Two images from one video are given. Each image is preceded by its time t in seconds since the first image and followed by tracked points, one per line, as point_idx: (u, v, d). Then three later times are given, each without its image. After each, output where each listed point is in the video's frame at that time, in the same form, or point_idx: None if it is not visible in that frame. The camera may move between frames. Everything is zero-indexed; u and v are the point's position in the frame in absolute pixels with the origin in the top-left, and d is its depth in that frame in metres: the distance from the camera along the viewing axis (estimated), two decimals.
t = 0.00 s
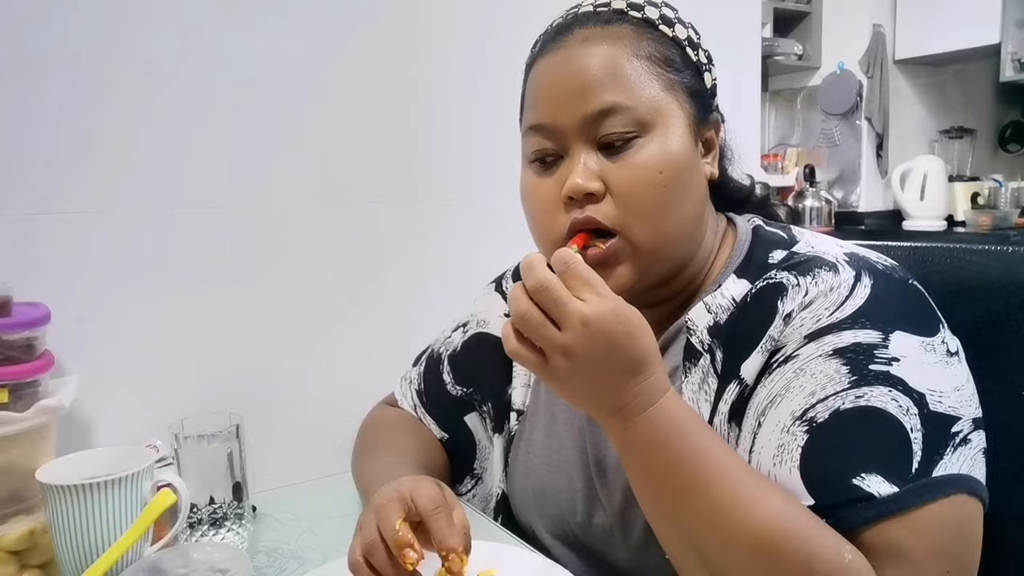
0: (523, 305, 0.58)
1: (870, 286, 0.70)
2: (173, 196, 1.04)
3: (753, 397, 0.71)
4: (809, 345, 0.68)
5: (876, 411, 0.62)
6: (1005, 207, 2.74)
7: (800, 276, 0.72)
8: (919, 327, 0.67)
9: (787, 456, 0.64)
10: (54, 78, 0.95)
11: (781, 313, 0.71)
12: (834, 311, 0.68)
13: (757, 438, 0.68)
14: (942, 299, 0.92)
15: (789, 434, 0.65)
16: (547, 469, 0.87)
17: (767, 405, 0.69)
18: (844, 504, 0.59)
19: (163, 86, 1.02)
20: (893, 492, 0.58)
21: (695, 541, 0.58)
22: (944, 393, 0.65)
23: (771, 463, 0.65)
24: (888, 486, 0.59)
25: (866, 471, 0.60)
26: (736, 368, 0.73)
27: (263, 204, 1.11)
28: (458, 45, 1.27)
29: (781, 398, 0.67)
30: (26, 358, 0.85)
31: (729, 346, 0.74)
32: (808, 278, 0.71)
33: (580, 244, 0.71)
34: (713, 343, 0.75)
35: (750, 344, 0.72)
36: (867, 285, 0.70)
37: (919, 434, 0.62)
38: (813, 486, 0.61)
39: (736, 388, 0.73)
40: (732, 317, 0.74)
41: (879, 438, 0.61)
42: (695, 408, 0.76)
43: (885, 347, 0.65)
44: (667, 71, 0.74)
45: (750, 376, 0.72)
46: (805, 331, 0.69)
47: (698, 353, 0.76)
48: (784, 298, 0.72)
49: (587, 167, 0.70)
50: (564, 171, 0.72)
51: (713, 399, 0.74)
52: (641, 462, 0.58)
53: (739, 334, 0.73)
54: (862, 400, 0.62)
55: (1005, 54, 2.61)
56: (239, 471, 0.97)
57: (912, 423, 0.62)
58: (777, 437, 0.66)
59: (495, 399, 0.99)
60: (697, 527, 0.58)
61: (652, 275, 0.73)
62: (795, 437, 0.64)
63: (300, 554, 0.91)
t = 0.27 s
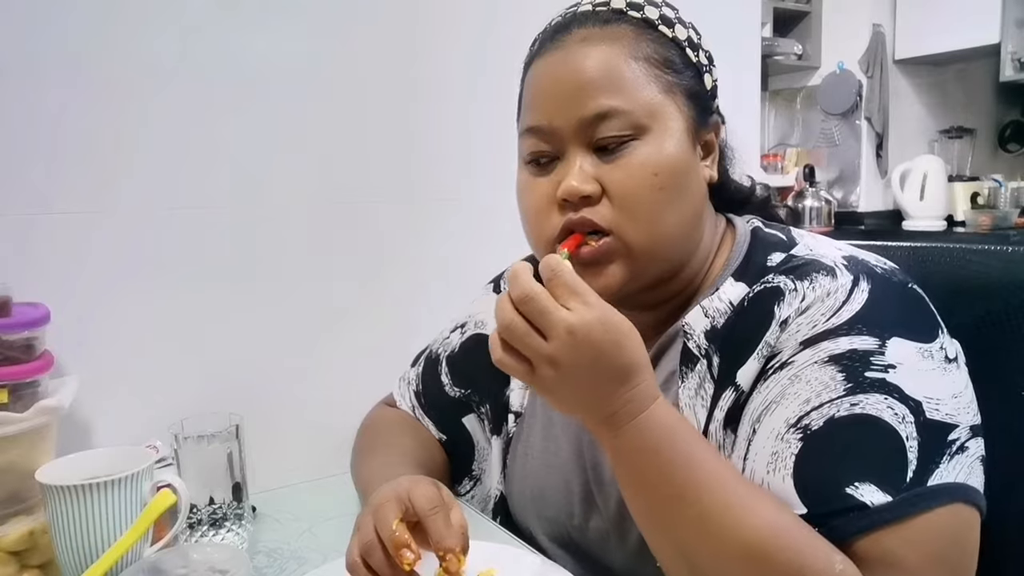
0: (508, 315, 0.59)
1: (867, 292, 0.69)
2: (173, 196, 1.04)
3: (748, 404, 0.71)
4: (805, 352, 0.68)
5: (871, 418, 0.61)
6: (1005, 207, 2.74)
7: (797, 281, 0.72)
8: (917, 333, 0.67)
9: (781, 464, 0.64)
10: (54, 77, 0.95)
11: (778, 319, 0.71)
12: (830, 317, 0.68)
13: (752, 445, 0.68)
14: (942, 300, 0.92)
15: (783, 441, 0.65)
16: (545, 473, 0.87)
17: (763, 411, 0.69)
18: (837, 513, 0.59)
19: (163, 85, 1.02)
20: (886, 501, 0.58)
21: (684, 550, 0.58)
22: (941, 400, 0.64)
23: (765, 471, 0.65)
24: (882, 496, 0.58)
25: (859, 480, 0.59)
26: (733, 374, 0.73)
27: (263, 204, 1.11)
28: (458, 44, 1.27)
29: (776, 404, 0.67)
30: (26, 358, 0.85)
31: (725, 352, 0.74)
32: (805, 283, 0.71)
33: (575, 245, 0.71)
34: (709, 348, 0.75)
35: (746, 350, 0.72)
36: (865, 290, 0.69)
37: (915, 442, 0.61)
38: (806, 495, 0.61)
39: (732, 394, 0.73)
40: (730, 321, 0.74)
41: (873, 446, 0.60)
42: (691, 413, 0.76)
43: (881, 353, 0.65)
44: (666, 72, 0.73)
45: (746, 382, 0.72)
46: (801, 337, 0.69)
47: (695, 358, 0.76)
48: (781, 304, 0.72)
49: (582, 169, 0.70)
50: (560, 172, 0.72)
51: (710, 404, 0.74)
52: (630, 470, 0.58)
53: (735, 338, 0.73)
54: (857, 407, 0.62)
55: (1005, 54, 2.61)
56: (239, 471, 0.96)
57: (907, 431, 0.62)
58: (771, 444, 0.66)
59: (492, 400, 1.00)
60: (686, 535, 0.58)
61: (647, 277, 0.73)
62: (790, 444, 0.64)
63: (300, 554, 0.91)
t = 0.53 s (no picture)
0: (511, 320, 0.57)
1: (867, 294, 0.70)
2: (173, 196, 1.04)
3: (748, 409, 0.71)
4: (805, 355, 0.68)
5: (872, 423, 0.61)
6: (1005, 207, 2.74)
7: (797, 282, 0.72)
8: (917, 337, 0.67)
9: (781, 469, 0.64)
10: (54, 77, 0.95)
11: (778, 322, 0.71)
12: (830, 320, 0.68)
13: (750, 450, 0.68)
14: (941, 300, 0.92)
15: (782, 446, 0.64)
16: (544, 474, 0.87)
17: (762, 416, 0.68)
18: (836, 518, 0.59)
19: (163, 86, 1.02)
20: (885, 507, 0.58)
21: (681, 556, 0.58)
22: (940, 404, 0.64)
23: (763, 476, 0.65)
24: (881, 501, 0.59)
25: (859, 485, 0.59)
26: (732, 378, 0.73)
27: (263, 204, 1.11)
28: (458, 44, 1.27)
29: (775, 409, 0.67)
30: (26, 358, 0.85)
31: (725, 355, 0.74)
32: (805, 285, 0.72)
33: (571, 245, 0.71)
34: (709, 351, 0.75)
35: (746, 354, 0.72)
36: (864, 292, 0.70)
37: (915, 447, 0.62)
38: (805, 500, 0.61)
39: (732, 398, 0.73)
40: (729, 323, 0.74)
41: (874, 452, 0.60)
42: (691, 417, 0.76)
43: (880, 357, 0.65)
44: (663, 72, 0.73)
45: (746, 387, 0.72)
46: (800, 340, 0.69)
47: (695, 360, 0.76)
48: (781, 307, 0.72)
49: (578, 170, 0.71)
50: (557, 172, 0.73)
51: (710, 407, 0.74)
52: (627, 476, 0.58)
53: (735, 342, 0.73)
54: (857, 412, 0.62)
55: (1005, 54, 2.61)
56: (239, 471, 0.96)
57: (907, 435, 0.62)
58: (771, 449, 0.65)
59: (491, 402, 1.00)
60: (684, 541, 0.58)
61: (644, 277, 0.73)
62: (789, 449, 0.64)
63: (300, 553, 0.91)
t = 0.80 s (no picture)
0: (525, 454, 0.52)
1: (877, 295, 0.69)
2: (173, 196, 1.04)
3: (776, 429, 0.68)
4: (830, 368, 0.66)
5: (910, 434, 0.60)
6: (1005, 207, 2.74)
7: (805, 285, 0.71)
8: (931, 336, 0.66)
9: (830, 491, 0.63)
10: (55, 77, 0.96)
11: (790, 329, 0.70)
12: (847, 330, 0.67)
13: (793, 474, 0.66)
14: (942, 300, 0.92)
15: (828, 467, 0.63)
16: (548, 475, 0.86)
17: (800, 437, 0.66)
18: (893, 539, 0.59)
19: (163, 86, 1.02)
20: (937, 519, 0.58)
21: None
22: (967, 403, 0.63)
23: (814, 501, 0.64)
24: (932, 514, 0.58)
25: (910, 502, 0.59)
26: (744, 383, 0.72)
27: (263, 205, 1.11)
28: (459, 44, 1.27)
29: (814, 428, 0.65)
30: (26, 358, 0.85)
31: (735, 359, 0.73)
32: (814, 287, 0.70)
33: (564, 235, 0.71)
34: (719, 355, 0.75)
35: (760, 360, 0.71)
36: (875, 294, 0.69)
37: (952, 452, 0.61)
38: (863, 524, 0.60)
39: (745, 404, 0.71)
40: (737, 326, 0.74)
41: (918, 465, 0.60)
42: (701, 421, 0.75)
43: (903, 363, 0.63)
44: (657, 68, 0.73)
45: (762, 394, 0.70)
46: (820, 353, 0.67)
47: (704, 364, 0.76)
48: (792, 313, 0.70)
49: (571, 161, 0.71)
50: (551, 165, 0.73)
51: (720, 412, 0.74)
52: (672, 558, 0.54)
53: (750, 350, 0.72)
54: (895, 424, 0.61)
55: (1005, 54, 2.61)
56: (239, 471, 0.96)
57: (943, 442, 0.61)
58: (817, 471, 0.64)
59: (492, 401, 1.01)
60: None
61: (637, 271, 0.73)
62: (837, 471, 0.63)
63: (300, 554, 0.91)
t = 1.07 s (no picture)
0: None
1: (888, 286, 0.70)
2: (173, 196, 1.04)
3: (809, 436, 0.69)
4: (857, 369, 0.67)
5: (943, 423, 0.61)
6: (1005, 207, 2.74)
7: (815, 278, 0.73)
8: (942, 322, 0.68)
9: (877, 492, 0.62)
10: (55, 78, 0.96)
11: (806, 328, 0.71)
12: (867, 327, 0.68)
13: (836, 478, 0.66)
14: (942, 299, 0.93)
15: (871, 469, 0.63)
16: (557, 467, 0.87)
17: (837, 440, 0.66)
18: (940, 532, 0.59)
19: (163, 85, 1.02)
20: (978, 506, 0.59)
21: None
22: (988, 385, 0.65)
23: (860, 501, 0.63)
24: (974, 501, 0.59)
25: (951, 492, 0.59)
26: (763, 379, 0.73)
27: (263, 204, 1.11)
28: (458, 44, 1.27)
29: (851, 430, 0.65)
30: (26, 358, 0.85)
31: (751, 353, 0.74)
32: (824, 280, 0.72)
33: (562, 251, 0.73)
34: (733, 350, 0.76)
35: (779, 355, 0.72)
36: (886, 285, 0.70)
37: (983, 434, 0.61)
38: (910, 523, 0.60)
39: (767, 398, 0.73)
40: (750, 320, 0.75)
41: (953, 452, 0.60)
42: (716, 415, 0.76)
43: (925, 355, 0.65)
44: (638, 75, 0.74)
45: (780, 388, 0.72)
46: (844, 354, 0.68)
47: (715, 359, 0.76)
48: (805, 309, 0.72)
49: (561, 179, 0.72)
50: (542, 183, 0.74)
51: (736, 406, 0.75)
52: None
53: (765, 347, 0.73)
54: (928, 415, 0.62)
55: (1005, 54, 2.61)
56: (239, 471, 0.96)
57: (974, 425, 0.61)
58: (861, 473, 0.64)
59: (491, 396, 0.99)
60: None
61: (635, 278, 0.75)
62: (881, 470, 0.62)
63: (299, 554, 0.91)
